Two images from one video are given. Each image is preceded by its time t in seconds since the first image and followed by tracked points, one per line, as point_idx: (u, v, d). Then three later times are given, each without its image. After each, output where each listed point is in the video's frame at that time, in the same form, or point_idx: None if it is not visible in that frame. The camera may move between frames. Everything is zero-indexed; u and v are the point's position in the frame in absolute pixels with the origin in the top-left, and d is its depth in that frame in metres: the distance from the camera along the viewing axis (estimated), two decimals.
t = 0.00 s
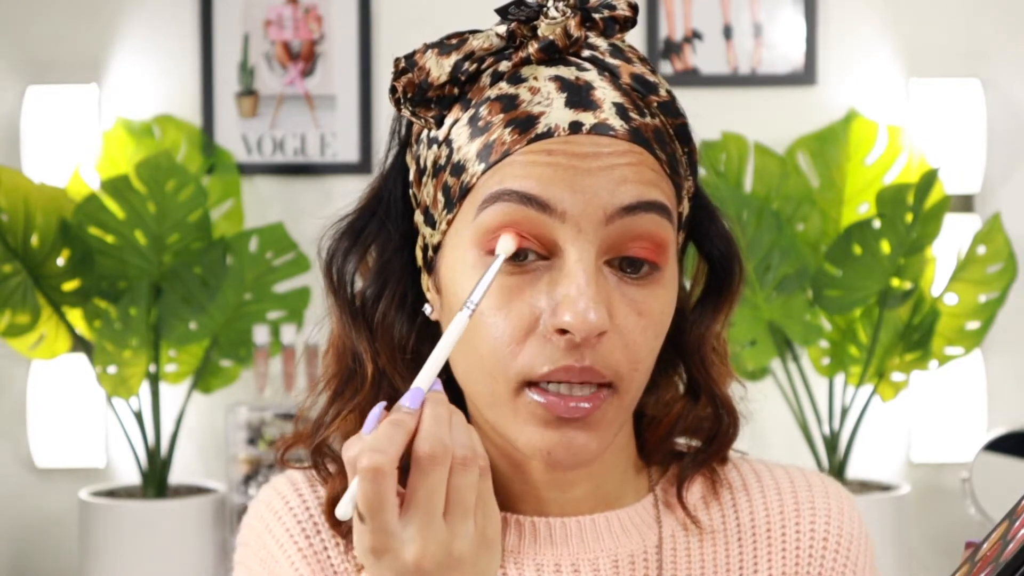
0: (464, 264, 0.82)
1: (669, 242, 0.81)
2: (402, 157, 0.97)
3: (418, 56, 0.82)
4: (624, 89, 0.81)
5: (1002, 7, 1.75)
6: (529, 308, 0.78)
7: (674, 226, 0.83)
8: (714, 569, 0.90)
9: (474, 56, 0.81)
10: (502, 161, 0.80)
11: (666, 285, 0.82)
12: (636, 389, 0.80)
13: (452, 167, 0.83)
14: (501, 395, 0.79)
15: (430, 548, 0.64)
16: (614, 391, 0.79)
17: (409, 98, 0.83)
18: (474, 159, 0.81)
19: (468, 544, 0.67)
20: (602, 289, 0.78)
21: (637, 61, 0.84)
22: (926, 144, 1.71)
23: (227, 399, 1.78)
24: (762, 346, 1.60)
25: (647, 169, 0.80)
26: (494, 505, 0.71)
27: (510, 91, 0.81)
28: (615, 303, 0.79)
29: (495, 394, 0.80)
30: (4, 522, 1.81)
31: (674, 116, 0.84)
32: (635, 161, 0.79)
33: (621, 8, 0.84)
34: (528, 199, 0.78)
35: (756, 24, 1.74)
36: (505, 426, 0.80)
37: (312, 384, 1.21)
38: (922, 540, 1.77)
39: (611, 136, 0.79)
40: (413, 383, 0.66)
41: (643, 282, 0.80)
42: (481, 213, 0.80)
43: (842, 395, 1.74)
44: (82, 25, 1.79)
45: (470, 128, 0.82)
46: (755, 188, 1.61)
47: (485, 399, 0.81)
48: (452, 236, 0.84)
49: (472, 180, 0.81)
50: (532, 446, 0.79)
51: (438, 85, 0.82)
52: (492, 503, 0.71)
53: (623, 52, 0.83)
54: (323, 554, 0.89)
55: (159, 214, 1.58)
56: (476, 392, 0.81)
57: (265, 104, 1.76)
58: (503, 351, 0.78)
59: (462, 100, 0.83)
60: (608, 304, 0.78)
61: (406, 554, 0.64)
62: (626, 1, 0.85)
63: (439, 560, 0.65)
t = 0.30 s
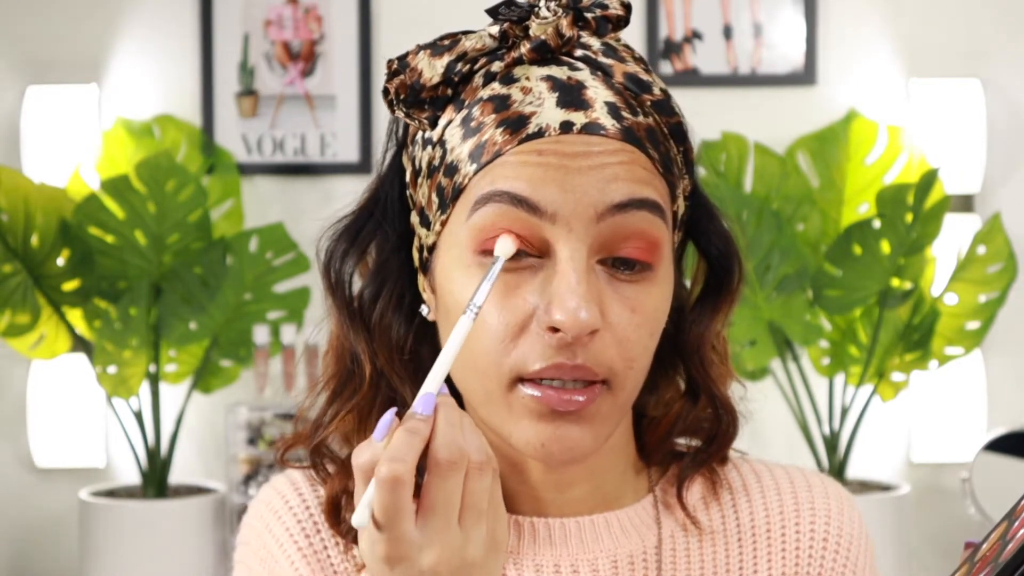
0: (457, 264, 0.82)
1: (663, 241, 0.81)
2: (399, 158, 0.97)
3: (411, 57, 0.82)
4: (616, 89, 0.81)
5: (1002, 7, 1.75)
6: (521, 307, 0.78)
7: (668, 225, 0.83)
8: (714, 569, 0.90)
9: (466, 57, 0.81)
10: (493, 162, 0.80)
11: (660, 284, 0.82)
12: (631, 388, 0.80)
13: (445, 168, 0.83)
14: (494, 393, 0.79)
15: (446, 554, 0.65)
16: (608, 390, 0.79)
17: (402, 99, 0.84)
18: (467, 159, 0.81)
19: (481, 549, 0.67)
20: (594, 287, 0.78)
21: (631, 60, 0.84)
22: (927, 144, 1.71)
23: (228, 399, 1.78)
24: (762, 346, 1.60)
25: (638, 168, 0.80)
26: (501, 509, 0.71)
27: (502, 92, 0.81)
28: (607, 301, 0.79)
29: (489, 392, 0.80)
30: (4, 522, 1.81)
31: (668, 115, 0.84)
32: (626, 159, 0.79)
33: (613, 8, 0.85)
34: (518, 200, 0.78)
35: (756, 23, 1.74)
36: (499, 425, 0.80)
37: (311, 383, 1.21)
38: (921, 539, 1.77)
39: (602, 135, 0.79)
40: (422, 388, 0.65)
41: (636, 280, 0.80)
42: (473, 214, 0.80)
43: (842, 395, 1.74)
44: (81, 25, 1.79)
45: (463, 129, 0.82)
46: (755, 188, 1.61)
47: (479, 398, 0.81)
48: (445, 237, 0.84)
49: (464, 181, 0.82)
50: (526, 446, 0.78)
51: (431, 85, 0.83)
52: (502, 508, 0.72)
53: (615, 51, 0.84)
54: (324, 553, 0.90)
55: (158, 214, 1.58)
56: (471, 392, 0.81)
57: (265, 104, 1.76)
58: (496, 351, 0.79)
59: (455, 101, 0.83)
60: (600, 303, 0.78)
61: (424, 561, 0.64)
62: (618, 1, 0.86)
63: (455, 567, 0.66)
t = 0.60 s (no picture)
0: (450, 261, 0.82)
1: (656, 237, 0.81)
2: (399, 159, 0.97)
3: (404, 57, 0.84)
4: (610, 87, 0.81)
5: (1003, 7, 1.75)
6: (512, 302, 0.78)
7: (662, 222, 0.83)
8: (713, 570, 0.90)
9: (460, 57, 0.82)
10: (485, 158, 0.80)
11: (654, 281, 0.82)
12: (623, 386, 0.80)
13: (439, 166, 0.84)
14: (487, 389, 0.80)
15: (444, 556, 0.65)
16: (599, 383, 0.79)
17: (397, 100, 0.85)
18: (460, 157, 0.82)
19: (479, 549, 0.68)
20: (584, 282, 0.78)
21: (625, 58, 0.84)
22: (926, 144, 1.71)
23: (228, 399, 1.78)
24: (761, 346, 1.60)
25: (630, 163, 0.80)
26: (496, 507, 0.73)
27: (495, 91, 0.81)
28: (598, 297, 0.79)
29: (482, 389, 0.80)
30: (4, 523, 1.81)
31: (663, 113, 0.84)
32: (617, 154, 0.79)
33: (607, 6, 0.85)
34: (509, 194, 0.78)
35: (756, 23, 1.74)
36: (493, 422, 0.80)
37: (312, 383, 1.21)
38: (921, 540, 1.77)
39: (593, 132, 0.79)
40: (417, 393, 0.64)
41: (629, 276, 0.80)
42: (465, 210, 0.81)
43: (842, 395, 1.74)
44: (81, 25, 1.79)
45: (457, 127, 0.82)
46: (755, 188, 1.61)
47: (472, 394, 0.81)
48: (439, 236, 0.84)
49: (457, 178, 0.82)
50: (518, 439, 0.79)
51: (426, 85, 0.83)
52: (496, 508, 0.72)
53: (609, 49, 0.84)
54: (323, 553, 0.90)
55: (158, 214, 1.58)
56: (465, 389, 0.82)
57: (265, 104, 1.76)
58: (487, 346, 0.79)
59: (450, 101, 0.84)
60: (591, 298, 0.78)
61: (422, 564, 0.64)
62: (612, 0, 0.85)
63: (452, 569, 0.66)
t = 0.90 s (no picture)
0: (446, 260, 0.82)
1: (652, 236, 0.81)
2: (401, 160, 0.97)
3: (402, 56, 0.84)
4: (607, 86, 0.81)
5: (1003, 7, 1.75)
6: (506, 301, 0.78)
7: (659, 221, 0.83)
8: (714, 571, 0.90)
9: (458, 56, 0.82)
10: (480, 157, 0.80)
11: (649, 281, 0.82)
12: (616, 387, 0.80)
13: (437, 165, 0.84)
14: (482, 388, 0.80)
15: (444, 555, 0.65)
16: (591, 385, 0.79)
17: (396, 98, 0.85)
18: (456, 156, 0.82)
19: (479, 546, 0.68)
20: (578, 280, 0.78)
21: (624, 57, 0.84)
22: (926, 144, 1.71)
23: (228, 399, 1.78)
24: (761, 347, 1.60)
25: (624, 162, 0.80)
26: (495, 506, 0.74)
27: (492, 90, 0.81)
28: (593, 295, 0.79)
29: (477, 388, 0.80)
30: (4, 523, 1.81)
31: (661, 112, 0.84)
32: (612, 153, 0.79)
33: (604, 6, 0.85)
34: (503, 193, 0.79)
35: (756, 23, 1.74)
36: (487, 422, 0.80)
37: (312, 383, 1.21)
38: (922, 539, 1.77)
39: (588, 130, 0.79)
40: (415, 389, 0.64)
41: (624, 275, 0.81)
42: (460, 208, 0.81)
43: (842, 395, 1.74)
44: (81, 25, 1.79)
45: (454, 126, 0.83)
46: (755, 188, 1.61)
47: (467, 393, 0.81)
48: (436, 234, 0.85)
49: (454, 177, 0.82)
50: (512, 441, 0.79)
51: (424, 84, 0.84)
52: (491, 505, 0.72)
53: (607, 48, 0.83)
54: (324, 553, 0.90)
55: (158, 214, 1.58)
56: (460, 388, 0.82)
57: (265, 104, 1.76)
58: (482, 344, 0.79)
59: (448, 100, 0.84)
60: (585, 296, 0.78)
61: (423, 563, 0.63)
62: None
63: (453, 567, 0.66)
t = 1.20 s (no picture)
0: (443, 261, 0.82)
1: (648, 237, 0.81)
2: (401, 160, 0.97)
3: (398, 57, 0.84)
4: (603, 87, 0.81)
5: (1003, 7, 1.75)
6: (500, 303, 0.78)
7: (655, 222, 0.83)
8: (713, 571, 0.90)
9: (454, 58, 0.82)
10: (475, 158, 0.81)
11: (644, 282, 0.82)
12: (614, 387, 0.80)
13: (433, 166, 0.84)
14: (477, 388, 0.80)
15: (454, 553, 0.65)
16: (588, 386, 0.79)
17: (393, 100, 0.85)
18: (451, 157, 0.82)
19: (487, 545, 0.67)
20: (573, 282, 0.78)
21: (620, 58, 0.84)
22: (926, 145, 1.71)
23: (228, 399, 1.78)
24: (761, 347, 1.60)
25: (619, 163, 0.80)
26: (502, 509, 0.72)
27: (488, 91, 0.81)
28: (587, 297, 0.79)
29: (473, 389, 0.80)
30: (4, 523, 1.81)
31: (658, 113, 0.84)
32: (606, 155, 0.79)
33: (601, 7, 0.85)
34: (497, 196, 0.79)
35: (756, 23, 1.74)
36: (483, 421, 0.80)
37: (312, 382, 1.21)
38: (922, 539, 1.77)
39: (583, 132, 0.79)
40: (424, 388, 0.64)
41: (619, 277, 0.81)
42: (455, 210, 0.81)
43: (842, 395, 1.74)
44: (80, 25, 1.79)
45: (450, 128, 0.83)
46: (755, 188, 1.61)
47: (463, 393, 0.81)
48: (432, 236, 0.85)
49: (450, 178, 0.82)
50: (507, 438, 0.78)
51: (421, 86, 0.84)
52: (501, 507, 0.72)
53: (604, 49, 0.84)
54: (323, 552, 0.90)
55: (158, 214, 1.57)
56: (457, 388, 0.82)
57: (264, 104, 1.76)
58: (478, 345, 0.79)
59: (445, 101, 0.84)
60: (579, 298, 0.78)
61: (434, 561, 0.63)
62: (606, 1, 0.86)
63: (461, 565, 0.65)
